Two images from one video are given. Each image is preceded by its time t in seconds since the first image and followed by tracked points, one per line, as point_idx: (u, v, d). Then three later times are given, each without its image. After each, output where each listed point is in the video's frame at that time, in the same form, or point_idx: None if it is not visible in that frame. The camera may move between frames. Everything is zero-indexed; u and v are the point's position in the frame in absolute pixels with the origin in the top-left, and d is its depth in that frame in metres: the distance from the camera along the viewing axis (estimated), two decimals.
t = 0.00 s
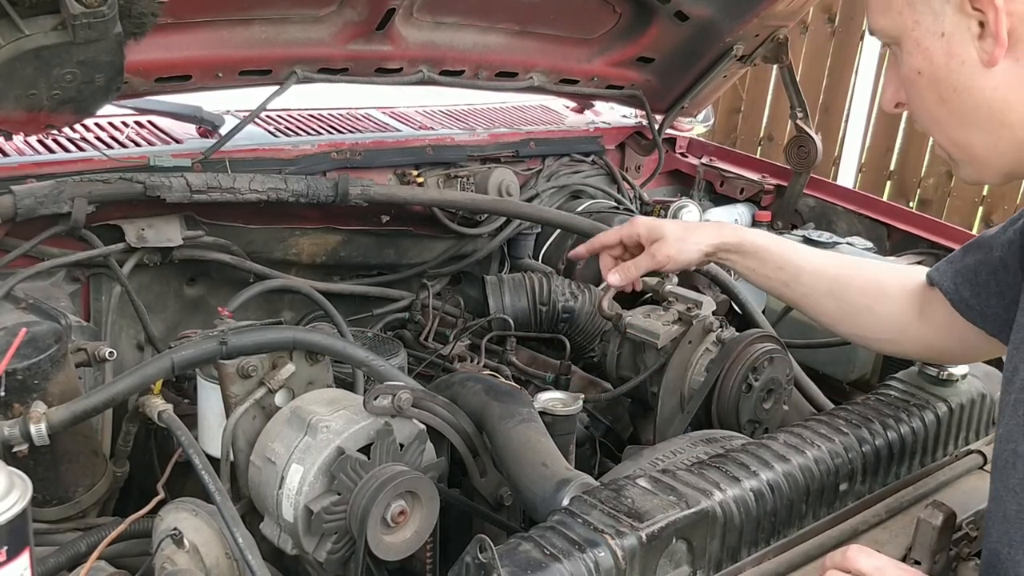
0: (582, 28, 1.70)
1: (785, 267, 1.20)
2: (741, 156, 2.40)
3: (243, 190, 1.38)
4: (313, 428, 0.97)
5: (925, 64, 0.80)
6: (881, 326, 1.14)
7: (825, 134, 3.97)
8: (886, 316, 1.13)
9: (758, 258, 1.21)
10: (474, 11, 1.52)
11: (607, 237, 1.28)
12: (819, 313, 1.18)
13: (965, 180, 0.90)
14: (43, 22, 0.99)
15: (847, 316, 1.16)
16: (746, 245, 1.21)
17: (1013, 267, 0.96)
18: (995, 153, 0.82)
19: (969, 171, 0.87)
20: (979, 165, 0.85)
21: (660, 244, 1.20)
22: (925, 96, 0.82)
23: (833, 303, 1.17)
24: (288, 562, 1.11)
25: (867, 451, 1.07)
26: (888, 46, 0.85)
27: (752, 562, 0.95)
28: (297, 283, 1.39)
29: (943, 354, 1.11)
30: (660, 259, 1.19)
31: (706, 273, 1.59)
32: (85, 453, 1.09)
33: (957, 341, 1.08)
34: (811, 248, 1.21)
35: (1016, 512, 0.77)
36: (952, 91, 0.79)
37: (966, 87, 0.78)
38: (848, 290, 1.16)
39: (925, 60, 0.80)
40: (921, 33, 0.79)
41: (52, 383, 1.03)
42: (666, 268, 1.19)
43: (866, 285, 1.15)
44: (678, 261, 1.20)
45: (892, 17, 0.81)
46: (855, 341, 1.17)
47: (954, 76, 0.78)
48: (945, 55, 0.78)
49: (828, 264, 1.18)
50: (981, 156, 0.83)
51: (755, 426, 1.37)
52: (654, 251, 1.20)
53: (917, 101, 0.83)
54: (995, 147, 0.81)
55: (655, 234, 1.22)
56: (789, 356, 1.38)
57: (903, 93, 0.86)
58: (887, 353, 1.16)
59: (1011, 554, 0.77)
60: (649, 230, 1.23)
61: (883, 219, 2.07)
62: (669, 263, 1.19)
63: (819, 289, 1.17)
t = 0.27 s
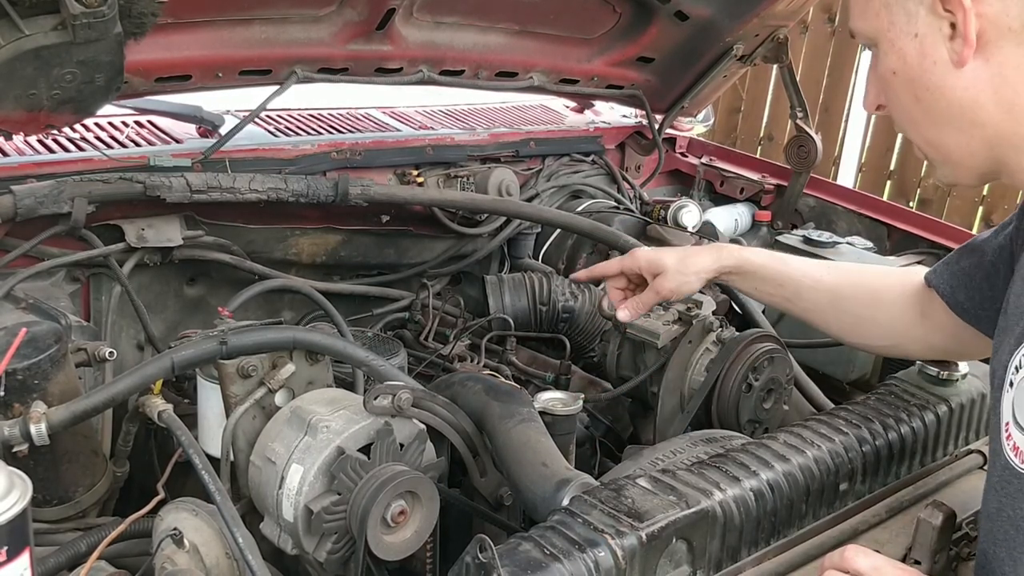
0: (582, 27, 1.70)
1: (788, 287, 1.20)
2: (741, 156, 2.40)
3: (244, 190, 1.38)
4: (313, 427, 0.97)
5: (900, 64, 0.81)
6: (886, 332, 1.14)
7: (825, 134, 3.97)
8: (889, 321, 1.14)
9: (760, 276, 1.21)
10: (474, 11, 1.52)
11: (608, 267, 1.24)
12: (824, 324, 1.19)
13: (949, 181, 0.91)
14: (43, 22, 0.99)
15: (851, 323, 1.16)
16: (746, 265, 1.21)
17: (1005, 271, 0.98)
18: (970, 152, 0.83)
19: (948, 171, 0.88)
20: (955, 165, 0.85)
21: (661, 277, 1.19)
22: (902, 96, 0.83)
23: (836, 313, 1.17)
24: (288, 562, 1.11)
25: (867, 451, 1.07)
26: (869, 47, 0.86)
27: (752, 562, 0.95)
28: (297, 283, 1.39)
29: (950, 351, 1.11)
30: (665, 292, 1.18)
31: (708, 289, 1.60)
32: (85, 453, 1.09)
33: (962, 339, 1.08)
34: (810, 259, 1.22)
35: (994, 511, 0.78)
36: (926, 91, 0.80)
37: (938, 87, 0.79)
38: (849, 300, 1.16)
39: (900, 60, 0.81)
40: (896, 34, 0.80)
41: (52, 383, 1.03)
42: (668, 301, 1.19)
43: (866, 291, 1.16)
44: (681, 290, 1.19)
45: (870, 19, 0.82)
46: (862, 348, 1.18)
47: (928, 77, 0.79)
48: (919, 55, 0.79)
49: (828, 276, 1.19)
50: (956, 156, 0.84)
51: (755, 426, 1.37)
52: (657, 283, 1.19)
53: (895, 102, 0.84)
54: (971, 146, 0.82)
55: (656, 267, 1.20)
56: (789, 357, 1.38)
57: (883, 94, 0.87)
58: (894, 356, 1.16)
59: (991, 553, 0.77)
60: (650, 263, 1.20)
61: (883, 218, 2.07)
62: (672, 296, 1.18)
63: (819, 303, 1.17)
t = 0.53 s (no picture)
0: (582, 27, 1.70)
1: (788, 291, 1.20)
2: (741, 155, 2.40)
3: (243, 190, 1.38)
4: (313, 427, 0.97)
5: (899, 63, 0.82)
6: (887, 333, 1.14)
7: (825, 134, 3.97)
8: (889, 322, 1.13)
9: (758, 283, 1.21)
10: (474, 11, 1.52)
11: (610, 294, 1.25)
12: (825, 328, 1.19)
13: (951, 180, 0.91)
14: (43, 22, 0.99)
15: (852, 327, 1.16)
16: (745, 272, 1.22)
17: (1006, 270, 0.98)
18: (969, 149, 0.83)
19: (951, 170, 0.88)
20: (956, 162, 0.86)
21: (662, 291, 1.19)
22: (902, 96, 0.84)
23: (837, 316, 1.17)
24: (288, 562, 1.11)
25: (867, 451, 1.07)
26: (869, 48, 0.87)
27: (752, 562, 0.95)
28: (297, 283, 1.39)
29: (952, 350, 1.11)
30: (666, 307, 1.19)
31: (711, 295, 1.60)
32: (85, 453, 1.09)
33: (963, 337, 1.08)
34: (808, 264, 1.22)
35: (990, 507, 0.78)
36: (924, 89, 0.80)
37: (936, 85, 0.80)
38: (848, 303, 1.16)
39: (898, 59, 0.81)
40: (894, 33, 0.81)
41: (52, 383, 1.03)
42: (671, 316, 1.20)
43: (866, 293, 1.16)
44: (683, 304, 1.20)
45: (868, 20, 0.83)
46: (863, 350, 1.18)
47: (926, 75, 0.80)
48: (916, 53, 0.80)
49: (826, 280, 1.19)
50: (955, 152, 0.84)
51: (755, 426, 1.37)
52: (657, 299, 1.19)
53: (895, 101, 0.85)
54: (970, 143, 0.82)
55: (655, 282, 1.20)
56: (789, 357, 1.38)
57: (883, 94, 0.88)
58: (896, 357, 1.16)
59: (987, 549, 0.78)
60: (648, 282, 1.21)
61: (883, 218, 2.07)
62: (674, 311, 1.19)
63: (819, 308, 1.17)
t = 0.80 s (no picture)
0: (582, 27, 1.70)
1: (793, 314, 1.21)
2: (741, 155, 2.40)
3: (244, 190, 1.38)
4: (313, 427, 0.97)
5: (934, 55, 0.82)
6: (899, 343, 1.15)
7: (825, 134, 3.97)
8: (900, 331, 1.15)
9: (763, 308, 1.21)
10: (474, 10, 1.52)
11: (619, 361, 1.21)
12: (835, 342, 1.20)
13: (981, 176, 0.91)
14: (43, 22, 0.99)
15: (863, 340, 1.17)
16: (747, 300, 1.22)
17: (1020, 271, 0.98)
18: (1005, 142, 0.83)
19: (986, 165, 0.88)
20: (991, 156, 0.86)
21: (672, 339, 1.17)
22: (937, 88, 0.84)
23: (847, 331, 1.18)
24: (289, 562, 1.11)
25: (867, 451, 1.07)
26: (900, 43, 0.87)
27: (753, 561, 0.95)
28: (297, 283, 1.39)
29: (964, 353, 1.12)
30: (680, 353, 1.17)
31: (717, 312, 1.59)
32: (86, 453, 1.09)
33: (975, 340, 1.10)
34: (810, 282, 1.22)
35: (1011, 505, 0.76)
36: (962, 80, 0.81)
37: (974, 75, 0.80)
38: (856, 316, 1.17)
39: (934, 50, 0.82)
40: (929, 24, 0.81)
41: (52, 383, 1.03)
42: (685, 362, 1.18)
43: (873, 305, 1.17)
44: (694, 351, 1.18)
45: (902, 12, 0.84)
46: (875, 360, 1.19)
47: (964, 65, 0.80)
48: (954, 43, 0.80)
49: (832, 295, 1.19)
50: (992, 146, 0.84)
51: (755, 426, 1.37)
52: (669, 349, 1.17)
53: (928, 94, 0.85)
54: (1005, 135, 0.82)
55: (662, 331, 1.18)
56: (790, 356, 1.37)
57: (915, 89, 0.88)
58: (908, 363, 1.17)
59: (1003, 546, 0.76)
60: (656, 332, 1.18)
61: (884, 218, 2.07)
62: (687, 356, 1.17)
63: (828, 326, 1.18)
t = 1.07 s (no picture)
0: (582, 26, 1.70)
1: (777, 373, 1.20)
2: (741, 155, 2.40)
3: (244, 190, 1.38)
4: (313, 427, 0.97)
5: (963, 51, 0.81)
6: (883, 365, 1.18)
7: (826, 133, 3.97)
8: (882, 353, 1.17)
9: (738, 384, 1.20)
10: (475, 10, 1.52)
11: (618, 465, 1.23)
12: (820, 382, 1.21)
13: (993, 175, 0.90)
14: (43, 22, 0.99)
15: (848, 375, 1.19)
16: (720, 384, 1.20)
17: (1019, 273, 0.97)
18: None
19: (1005, 166, 0.87)
20: (1014, 158, 0.85)
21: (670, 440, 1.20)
22: (963, 85, 0.83)
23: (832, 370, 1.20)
24: (289, 562, 1.11)
25: (867, 450, 1.07)
26: (921, 38, 0.86)
27: (753, 561, 0.95)
28: (297, 283, 1.39)
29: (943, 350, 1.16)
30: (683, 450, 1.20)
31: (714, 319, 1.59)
32: (86, 453, 1.09)
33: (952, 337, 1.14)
34: (766, 337, 1.22)
35: None
36: (993, 78, 0.80)
37: (1005, 72, 0.79)
38: (832, 357, 1.19)
39: (963, 46, 0.81)
40: (958, 19, 0.80)
41: (53, 383, 1.03)
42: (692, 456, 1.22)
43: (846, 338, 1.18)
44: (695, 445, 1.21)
45: (927, 7, 0.83)
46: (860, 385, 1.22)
47: (996, 62, 0.79)
48: (984, 40, 0.79)
49: (800, 343, 1.20)
50: (1018, 146, 0.84)
51: (755, 426, 1.37)
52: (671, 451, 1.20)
53: (953, 92, 0.84)
54: None
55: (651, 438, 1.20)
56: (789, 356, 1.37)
57: (936, 85, 0.87)
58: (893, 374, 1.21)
59: None
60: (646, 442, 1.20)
61: (884, 218, 2.07)
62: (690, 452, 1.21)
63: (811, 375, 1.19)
